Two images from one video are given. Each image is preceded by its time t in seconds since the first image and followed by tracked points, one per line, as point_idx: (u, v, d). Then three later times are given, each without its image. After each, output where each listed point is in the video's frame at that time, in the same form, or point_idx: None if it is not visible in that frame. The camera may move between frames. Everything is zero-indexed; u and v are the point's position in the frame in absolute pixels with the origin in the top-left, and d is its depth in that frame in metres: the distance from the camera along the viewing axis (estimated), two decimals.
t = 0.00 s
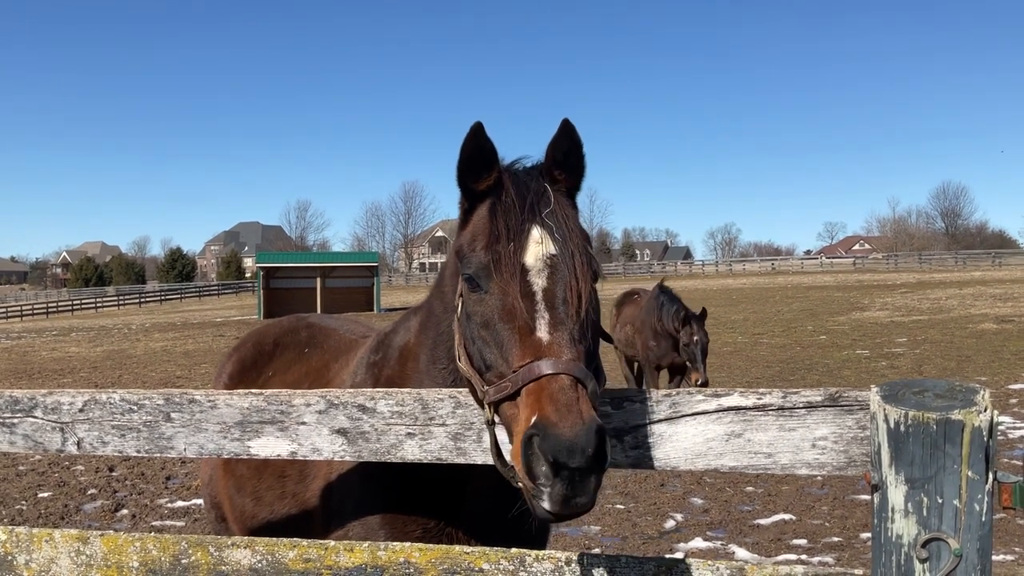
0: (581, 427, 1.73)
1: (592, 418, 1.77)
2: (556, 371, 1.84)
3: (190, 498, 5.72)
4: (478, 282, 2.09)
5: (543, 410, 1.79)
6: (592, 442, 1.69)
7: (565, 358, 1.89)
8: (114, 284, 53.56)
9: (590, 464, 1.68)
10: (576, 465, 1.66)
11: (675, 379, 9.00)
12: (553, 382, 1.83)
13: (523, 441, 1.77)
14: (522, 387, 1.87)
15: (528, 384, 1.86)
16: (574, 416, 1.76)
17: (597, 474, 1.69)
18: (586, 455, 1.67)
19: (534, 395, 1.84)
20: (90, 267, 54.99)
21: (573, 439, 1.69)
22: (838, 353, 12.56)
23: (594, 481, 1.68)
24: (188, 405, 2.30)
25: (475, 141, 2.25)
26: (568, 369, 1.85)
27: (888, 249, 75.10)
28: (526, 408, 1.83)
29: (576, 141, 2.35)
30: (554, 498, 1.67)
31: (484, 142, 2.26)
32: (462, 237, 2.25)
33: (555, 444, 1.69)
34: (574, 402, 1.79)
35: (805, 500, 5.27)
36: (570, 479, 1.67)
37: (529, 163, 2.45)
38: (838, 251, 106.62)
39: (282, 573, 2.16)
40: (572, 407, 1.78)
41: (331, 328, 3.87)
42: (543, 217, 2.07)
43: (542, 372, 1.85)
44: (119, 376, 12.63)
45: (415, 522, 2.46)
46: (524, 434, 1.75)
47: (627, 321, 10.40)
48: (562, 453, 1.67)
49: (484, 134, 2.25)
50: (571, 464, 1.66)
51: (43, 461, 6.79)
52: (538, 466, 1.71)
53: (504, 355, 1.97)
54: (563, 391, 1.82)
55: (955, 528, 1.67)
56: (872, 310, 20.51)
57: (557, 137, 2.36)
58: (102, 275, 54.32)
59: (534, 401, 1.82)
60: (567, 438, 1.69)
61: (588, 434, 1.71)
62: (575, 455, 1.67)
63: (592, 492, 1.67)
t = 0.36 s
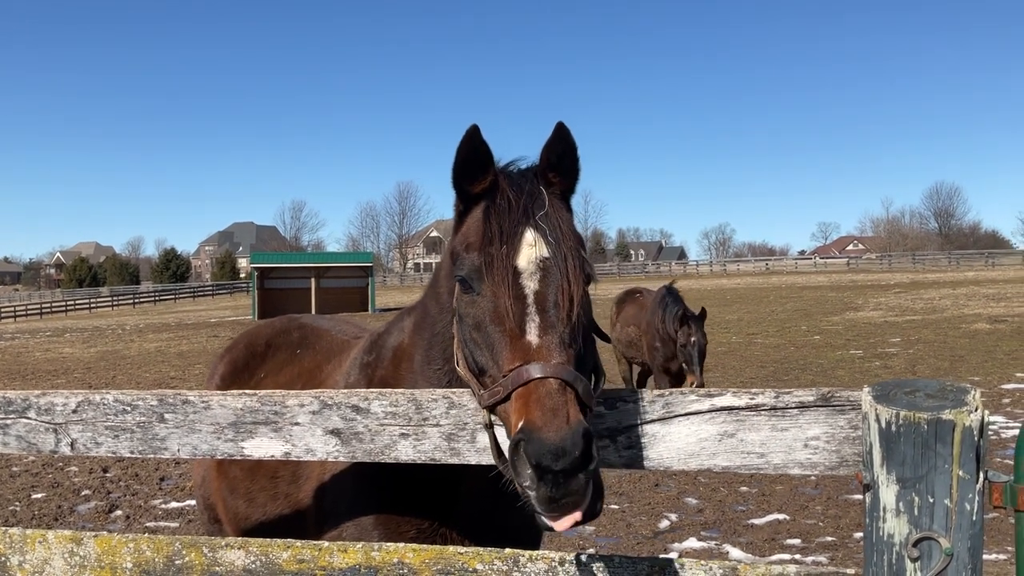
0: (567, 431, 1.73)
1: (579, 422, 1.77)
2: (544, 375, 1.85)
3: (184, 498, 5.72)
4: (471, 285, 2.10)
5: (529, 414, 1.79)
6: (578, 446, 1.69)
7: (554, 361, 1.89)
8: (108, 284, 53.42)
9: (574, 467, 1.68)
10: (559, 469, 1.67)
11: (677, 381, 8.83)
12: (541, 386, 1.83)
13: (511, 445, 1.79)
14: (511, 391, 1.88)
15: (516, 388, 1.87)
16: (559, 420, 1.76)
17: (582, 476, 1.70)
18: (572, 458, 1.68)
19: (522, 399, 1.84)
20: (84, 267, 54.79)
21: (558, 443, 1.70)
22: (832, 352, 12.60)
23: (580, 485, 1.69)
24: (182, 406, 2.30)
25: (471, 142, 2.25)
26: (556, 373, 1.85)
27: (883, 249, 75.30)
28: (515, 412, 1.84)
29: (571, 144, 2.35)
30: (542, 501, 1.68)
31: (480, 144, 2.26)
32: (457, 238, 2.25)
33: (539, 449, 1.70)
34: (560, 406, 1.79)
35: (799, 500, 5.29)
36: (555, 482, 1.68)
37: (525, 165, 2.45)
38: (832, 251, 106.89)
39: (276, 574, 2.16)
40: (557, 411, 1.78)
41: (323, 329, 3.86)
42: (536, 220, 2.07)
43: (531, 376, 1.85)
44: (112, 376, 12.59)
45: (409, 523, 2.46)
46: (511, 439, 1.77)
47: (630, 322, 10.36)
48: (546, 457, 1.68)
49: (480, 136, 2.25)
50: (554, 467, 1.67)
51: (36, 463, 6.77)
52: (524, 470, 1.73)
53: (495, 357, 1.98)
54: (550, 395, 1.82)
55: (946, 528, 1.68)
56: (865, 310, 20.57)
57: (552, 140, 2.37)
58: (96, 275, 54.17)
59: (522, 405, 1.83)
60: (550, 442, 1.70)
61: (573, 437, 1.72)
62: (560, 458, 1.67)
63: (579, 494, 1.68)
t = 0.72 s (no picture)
0: (562, 427, 1.73)
1: (574, 418, 1.77)
2: (539, 372, 1.85)
3: (175, 498, 5.70)
4: (465, 283, 2.10)
5: (524, 411, 1.79)
6: (573, 441, 1.69)
7: (549, 359, 1.88)
8: (99, 284, 53.22)
9: (570, 461, 1.68)
10: (555, 464, 1.66)
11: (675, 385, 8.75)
12: (535, 384, 1.83)
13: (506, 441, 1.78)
14: (506, 388, 1.87)
15: (511, 386, 1.86)
16: (554, 417, 1.75)
17: (578, 470, 1.69)
18: (568, 452, 1.67)
19: (517, 397, 1.84)
20: (76, 267, 54.57)
21: (554, 440, 1.69)
22: (824, 351, 12.64)
23: (575, 481, 1.68)
24: (171, 405, 2.29)
25: (465, 140, 2.25)
26: (551, 370, 1.85)
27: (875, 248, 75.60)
28: (510, 410, 1.84)
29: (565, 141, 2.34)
30: (538, 496, 1.67)
31: (474, 141, 2.25)
32: (450, 236, 2.25)
33: (535, 445, 1.69)
34: (554, 403, 1.79)
35: (791, 498, 5.30)
36: (552, 476, 1.67)
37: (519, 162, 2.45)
38: (826, 250, 107.23)
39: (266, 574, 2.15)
40: (553, 407, 1.78)
41: (313, 328, 3.85)
42: (531, 217, 2.07)
43: (526, 373, 1.85)
44: (103, 376, 12.54)
45: (401, 522, 2.45)
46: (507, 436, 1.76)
47: (628, 324, 10.34)
48: (542, 452, 1.67)
49: (474, 133, 2.24)
50: (551, 462, 1.66)
51: (26, 462, 6.74)
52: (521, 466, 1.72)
53: (490, 355, 1.98)
54: (545, 392, 1.82)
55: (937, 525, 1.68)
56: (857, 308, 20.65)
57: (546, 137, 2.36)
58: (88, 274, 53.92)
59: (517, 402, 1.83)
60: (546, 438, 1.69)
61: (568, 432, 1.71)
62: (556, 453, 1.67)
63: (576, 488, 1.68)
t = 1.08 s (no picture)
0: (554, 426, 1.74)
1: (565, 417, 1.78)
2: (531, 369, 1.85)
3: (165, 497, 5.68)
4: (456, 280, 2.10)
5: (516, 409, 1.79)
6: (565, 442, 1.70)
7: (540, 356, 1.89)
8: (87, 282, 52.93)
9: (562, 463, 1.68)
10: (547, 465, 1.67)
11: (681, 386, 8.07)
12: (527, 381, 1.84)
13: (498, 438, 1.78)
14: (498, 384, 1.88)
15: (504, 382, 1.87)
16: (546, 416, 1.76)
17: (570, 473, 1.70)
18: (559, 453, 1.68)
19: (509, 394, 1.84)
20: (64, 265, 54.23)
21: (546, 438, 1.70)
22: (813, 349, 12.72)
23: (567, 481, 1.70)
24: (160, 403, 2.28)
25: (456, 137, 2.25)
26: (543, 368, 1.85)
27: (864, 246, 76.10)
28: (502, 407, 1.84)
29: (556, 138, 2.35)
30: (530, 498, 1.68)
31: (465, 138, 2.26)
32: (442, 234, 2.25)
33: (527, 443, 1.70)
34: (547, 401, 1.79)
35: (780, 495, 5.33)
36: (544, 478, 1.68)
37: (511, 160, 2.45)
38: (815, 249, 107.89)
39: (255, 572, 2.14)
40: (545, 405, 1.78)
41: (302, 326, 3.84)
42: (522, 214, 2.07)
43: (518, 370, 1.85)
44: (91, 374, 12.45)
45: (392, 520, 2.45)
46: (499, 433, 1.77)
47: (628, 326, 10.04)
48: (535, 453, 1.67)
49: (465, 130, 2.25)
50: (543, 463, 1.67)
51: (15, 460, 6.69)
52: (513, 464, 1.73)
53: (481, 352, 1.98)
54: (537, 390, 1.82)
55: (924, 521, 1.70)
56: (846, 306, 20.79)
57: (537, 135, 2.37)
58: (75, 272, 53.50)
59: (509, 400, 1.83)
60: (539, 437, 1.70)
61: (561, 433, 1.72)
62: (548, 454, 1.67)
63: (567, 491, 1.69)
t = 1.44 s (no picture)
0: (547, 418, 1.74)
1: (558, 410, 1.78)
2: (524, 362, 1.85)
3: (153, 494, 5.64)
4: (448, 274, 2.10)
5: (509, 399, 1.79)
6: (556, 436, 1.70)
7: (533, 348, 1.89)
8: (74, 279, 52.46)
9: (552, 458, 1.68)
10: (536, 458, 1.67)
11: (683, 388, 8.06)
12: (520, 373, 1.84)
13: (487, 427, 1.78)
14: (490, 377, 1.88)
15: (496, 374, 1.87)
16: (540, 407, 1.76)
17: (557, 471, 1.70)
18: (550, 447, 1.68)
19: (501, 385, 1.84)
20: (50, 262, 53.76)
21: (538, 430, 1.70)
22: (801, 345, 12.79)
23: (556, 474, 1.70)
24: (149, 400, 2.27)
25: (445, 133, 2.25)
26: (537, 361, 1.86)
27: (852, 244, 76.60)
28: (494, 399, 1.84)
29: (545, 133, 2.36)
30: (511, 488, 1.68)
31: (454, 134, 2.26)
32: (432, 229, 2.25)
33: (520, 434, 1.70)
34: (540, 394, 1.79)
35: (769, 491, 5.36)
36: (531, 471, 1.68)
37: (500, 155, 2.45)
38: (805, 247, 108.49)
39: (245, 569, 2.14)
40: (538, 398, 1.78)
41: (291, 323, 3.83)
42: (513, 208, 2.07)
43: (510, 362, 1.86)
44: (77, 372, 12.34)
45: (383, 517, 2.45)
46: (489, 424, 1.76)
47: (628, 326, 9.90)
48: (526, 444, 1.68)
49: (454, 126, 2.25)
50: (533, 457, 1.67)
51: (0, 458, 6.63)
52: (500, 451, 1.73)
53: (473, 345, 1.98)
54: (531, 382, 1.82)
55: (912, 515, 1.71)
56: (834, 303, 20.91)
57: (526, 130, 2.37)
58: (62, 269, 53.02)
59: (501, 391, 1.83)
60: (532, 428, 1.70)
61: (554, 426, 1.72)
62: (539, 448, 1.68)
63: (552, 486, 1.69)
